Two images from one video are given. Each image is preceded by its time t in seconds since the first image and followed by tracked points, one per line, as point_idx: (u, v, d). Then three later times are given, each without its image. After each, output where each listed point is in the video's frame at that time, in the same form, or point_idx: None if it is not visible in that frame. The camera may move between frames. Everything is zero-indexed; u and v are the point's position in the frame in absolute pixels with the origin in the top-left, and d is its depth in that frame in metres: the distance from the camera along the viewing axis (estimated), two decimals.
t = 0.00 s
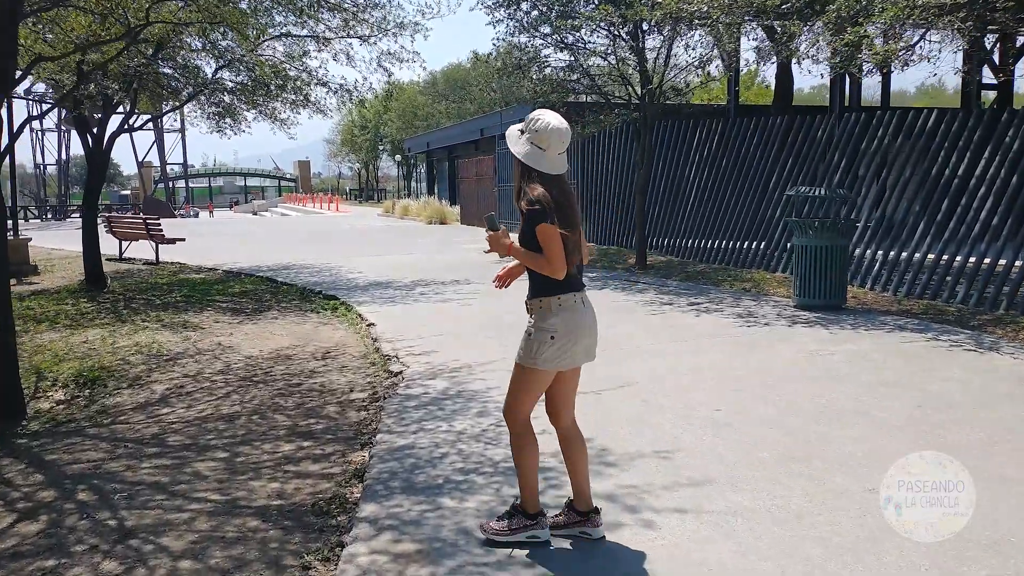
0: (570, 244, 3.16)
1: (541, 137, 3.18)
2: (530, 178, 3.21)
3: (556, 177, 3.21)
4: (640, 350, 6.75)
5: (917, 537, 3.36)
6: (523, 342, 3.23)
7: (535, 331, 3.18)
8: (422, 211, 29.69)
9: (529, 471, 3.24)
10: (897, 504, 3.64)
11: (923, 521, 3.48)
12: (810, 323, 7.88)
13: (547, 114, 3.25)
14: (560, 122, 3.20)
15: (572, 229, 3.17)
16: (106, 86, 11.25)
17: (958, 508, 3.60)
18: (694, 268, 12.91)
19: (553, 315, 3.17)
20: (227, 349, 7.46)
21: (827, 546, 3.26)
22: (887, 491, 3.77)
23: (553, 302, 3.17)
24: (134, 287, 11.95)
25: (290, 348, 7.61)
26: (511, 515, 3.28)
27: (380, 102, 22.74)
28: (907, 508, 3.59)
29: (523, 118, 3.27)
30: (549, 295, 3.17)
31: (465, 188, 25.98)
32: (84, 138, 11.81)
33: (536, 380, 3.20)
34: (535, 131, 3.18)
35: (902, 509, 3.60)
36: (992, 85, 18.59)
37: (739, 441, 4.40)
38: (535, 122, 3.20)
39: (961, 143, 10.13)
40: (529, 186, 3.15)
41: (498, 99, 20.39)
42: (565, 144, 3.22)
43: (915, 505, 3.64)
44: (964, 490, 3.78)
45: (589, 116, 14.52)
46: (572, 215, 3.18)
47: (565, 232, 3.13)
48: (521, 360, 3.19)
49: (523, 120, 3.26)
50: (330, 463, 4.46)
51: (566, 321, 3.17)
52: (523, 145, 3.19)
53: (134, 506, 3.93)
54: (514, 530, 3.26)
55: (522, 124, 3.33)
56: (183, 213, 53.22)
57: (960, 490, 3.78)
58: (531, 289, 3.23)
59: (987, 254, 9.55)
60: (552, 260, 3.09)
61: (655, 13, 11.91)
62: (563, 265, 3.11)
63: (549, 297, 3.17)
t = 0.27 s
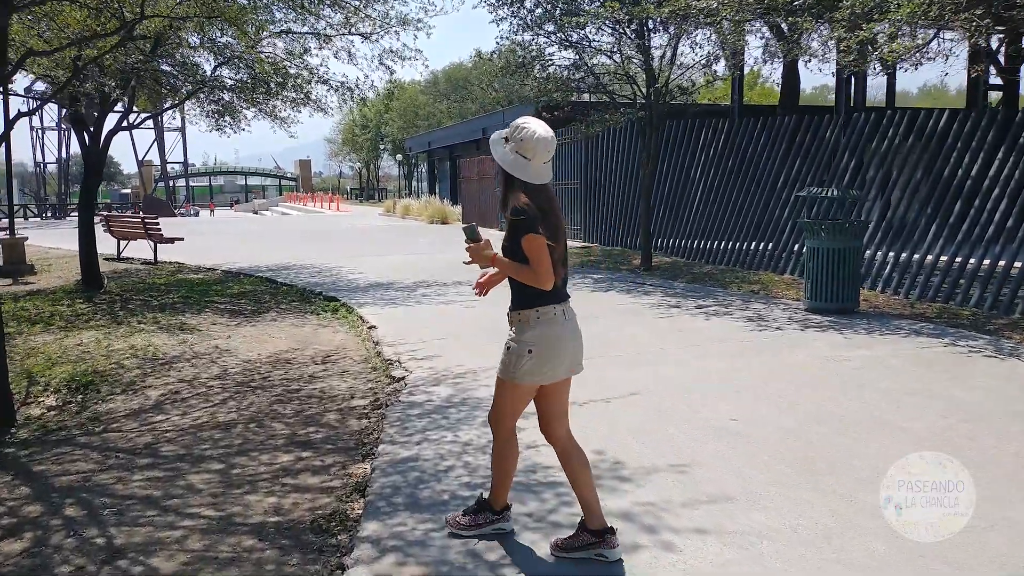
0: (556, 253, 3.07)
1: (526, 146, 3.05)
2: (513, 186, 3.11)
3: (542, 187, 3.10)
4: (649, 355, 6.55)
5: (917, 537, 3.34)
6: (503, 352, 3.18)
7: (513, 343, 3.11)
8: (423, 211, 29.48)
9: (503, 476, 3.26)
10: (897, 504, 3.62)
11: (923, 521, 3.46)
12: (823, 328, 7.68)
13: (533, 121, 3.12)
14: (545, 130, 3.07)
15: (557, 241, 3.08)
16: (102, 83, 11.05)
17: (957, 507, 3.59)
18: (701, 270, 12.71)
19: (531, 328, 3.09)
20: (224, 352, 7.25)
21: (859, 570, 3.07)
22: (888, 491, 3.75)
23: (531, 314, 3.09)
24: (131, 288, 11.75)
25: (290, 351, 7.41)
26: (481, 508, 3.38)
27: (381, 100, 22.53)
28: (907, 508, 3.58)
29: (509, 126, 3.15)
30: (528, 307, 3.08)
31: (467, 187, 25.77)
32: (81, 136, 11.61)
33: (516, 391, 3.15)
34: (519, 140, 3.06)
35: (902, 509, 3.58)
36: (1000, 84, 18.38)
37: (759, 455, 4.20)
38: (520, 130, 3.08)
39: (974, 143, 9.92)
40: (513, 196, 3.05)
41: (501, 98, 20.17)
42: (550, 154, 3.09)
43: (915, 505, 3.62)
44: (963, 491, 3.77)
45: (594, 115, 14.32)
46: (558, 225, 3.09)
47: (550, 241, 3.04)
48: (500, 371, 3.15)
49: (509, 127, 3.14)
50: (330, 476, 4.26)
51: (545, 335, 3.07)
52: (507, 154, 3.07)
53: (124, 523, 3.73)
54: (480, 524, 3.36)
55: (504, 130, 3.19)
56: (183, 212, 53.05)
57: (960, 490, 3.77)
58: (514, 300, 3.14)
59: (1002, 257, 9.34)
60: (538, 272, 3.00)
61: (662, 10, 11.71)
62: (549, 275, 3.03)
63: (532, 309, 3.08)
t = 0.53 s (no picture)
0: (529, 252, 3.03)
1: (499, 143, 3.01)
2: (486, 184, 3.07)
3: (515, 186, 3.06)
4: (657, 360, 6.36)
5: (918, 537, 3.33)
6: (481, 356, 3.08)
7: (492, 345, 3.03)
8: (423, 211, 29.25)
9: (503, 488, 3.11)
10: (897, 504, 3.62)
11: (923, 521, 3.46)
12: (835, 331, 7.50)
13: (508, 119, 3.09)
14: (520, 127, 3.04)
15: (531, 240, 3.04)
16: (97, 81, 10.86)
17: (957, 507, 3.59)
18: (706, 270, 12.52)
19: (509, 324, 3.02)
20: (220, 358, 7.06)
21: None
22: (888, 491, 3.76)
23: (508, 311, 3.03)
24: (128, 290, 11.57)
25: (288, 357, 7.22)
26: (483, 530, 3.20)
27: (380, 99, 22.33)
28: (907, 507, 3.57)
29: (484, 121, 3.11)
30: (504, 304, 3.02)
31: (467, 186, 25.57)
32: (76, 136, 11.42)
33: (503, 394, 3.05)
34: (493, 136, 3.02)
35: (902, 509, 3.58)
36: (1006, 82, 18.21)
37: (778, 469, 4.01)
38: (494, 126, 3.04)
39: (985, 142, 9.71)
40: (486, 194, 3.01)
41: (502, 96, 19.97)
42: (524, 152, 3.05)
43: (916, 505, 3.62)
44: (964, 491, 3.77)
45: (597, 114, 14.13)
46: (531, 224, 3.05)
47: (525, 242, 3.00)
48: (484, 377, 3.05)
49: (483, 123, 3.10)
50: (329, 491, 4.07)
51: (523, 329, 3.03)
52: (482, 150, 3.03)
53: (112, 543, 3.54)
54: (486, 546, 3.17)
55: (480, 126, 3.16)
56: (182, 212, 52.85)
57: (959, 490, 3.77)
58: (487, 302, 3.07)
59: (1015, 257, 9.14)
60: (513, 273, 2.96)
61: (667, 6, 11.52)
62: (525, 275, 2.98)
63: (509, 307, 3.02)
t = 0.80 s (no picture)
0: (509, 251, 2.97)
1: (477, 137, 2.94)
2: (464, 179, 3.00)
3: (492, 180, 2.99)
4: (662, 365, 6.17)
5: (918, 537, 3.31)
6: (468, 360, 2.97)
7: (484, 346, 2.94)
8: (423, 211, 29.05)
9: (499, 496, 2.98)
10: (897, 505, 3.60)
11: (923, 521, 3.43)
12: (844, 335, 7.31)
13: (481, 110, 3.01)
14: (497, 122, 2.98)
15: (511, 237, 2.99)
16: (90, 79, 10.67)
17: (957, 507, 3.57)
18: (709, 271, 12.33)
19: (499, 325, 2.97)
20: (213, 361, 6.87)
21: None
22: (888, 492, 3.74)
23: (497, 311, 2.97)
24: (122, 291, 11.39)
25: (283, 360, 7.03)
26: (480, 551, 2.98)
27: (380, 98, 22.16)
28: (907, 507, 3.55)
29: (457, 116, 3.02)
30: (493, 304, 2.96)
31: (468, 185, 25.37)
32: (70, 134, 11.24)
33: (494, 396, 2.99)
34: (471, 130, 2.94)
35: (902, 509, 3.56)
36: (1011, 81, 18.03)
37: (791, 484, 3.81)
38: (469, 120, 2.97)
39: (994, 141, 9.50)
40: (465, 188, 2.93)
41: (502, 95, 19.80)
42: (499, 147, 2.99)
43: (916, 505, 3.60)
44: (964, 491, 3.75)
45: (598, 113, 13.94)
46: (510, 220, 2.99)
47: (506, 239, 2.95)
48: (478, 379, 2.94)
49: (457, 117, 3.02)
50: (320, 505, 3.88)
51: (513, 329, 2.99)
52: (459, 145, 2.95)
53: (89, 561, 3.36)
54: (486, 567, 2.97)
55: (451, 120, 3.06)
56: (182, 211, 52.70)
57: (959, 490, 3.75)
58: (466, 300, 2.99)
59: None
60: (496, 269, 2.88)
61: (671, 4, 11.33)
62: (508, 273, 2.92)
63: (492, 307, 2.96)
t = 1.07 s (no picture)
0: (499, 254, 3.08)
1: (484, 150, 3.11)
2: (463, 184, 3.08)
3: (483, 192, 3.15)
4: (665, 373, 5.97)
5: (918, 537, 3.34)
6: (467, 363, 2.97)
7: (484, 347, 2.97)
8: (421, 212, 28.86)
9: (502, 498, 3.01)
10: (897, 505, 3.63)
11: (923, 521, 3.47)
12: (852, 341, 7.13)
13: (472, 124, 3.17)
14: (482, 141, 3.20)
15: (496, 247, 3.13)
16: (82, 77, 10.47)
17: (957, 508, 3.60)
18: (711, 274, 12.14)
19: (492, 326, 3.01)
20: (202, 368, 6.68)
21: None
22: (888, 492, 3.77)
23: (491, 313, 3.01)
24: (114, 293, 11.20)
25: (275, 367, 6.84)
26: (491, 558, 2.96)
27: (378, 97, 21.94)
28: (907, 507, 3.59)
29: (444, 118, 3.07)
30: (490, 306, 3.00)
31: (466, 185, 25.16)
32: (61, 134, 11.04)
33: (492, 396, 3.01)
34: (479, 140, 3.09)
35: (902, 509, 3.59)
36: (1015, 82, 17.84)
37: (804, 503, 3.63)
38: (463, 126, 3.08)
39: (1003, 142, 9.31)
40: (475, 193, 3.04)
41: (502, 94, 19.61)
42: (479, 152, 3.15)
43: (916, 505, 3.63)
44: (964, 490, 3.78)
45: (599, 112, 13.75)
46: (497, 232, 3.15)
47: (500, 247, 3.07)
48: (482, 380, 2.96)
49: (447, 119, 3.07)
50: (307, 524, 3.69)
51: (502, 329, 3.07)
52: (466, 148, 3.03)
53: None
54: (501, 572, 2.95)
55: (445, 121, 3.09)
56: (180, 210, 52.47)
57: (959, 490, 3.78)
58: (459, 305, 2.99)
59: None
60: (501, 271, 2.96)
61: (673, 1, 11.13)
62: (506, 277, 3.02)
63: (488, 309, 3.00)
